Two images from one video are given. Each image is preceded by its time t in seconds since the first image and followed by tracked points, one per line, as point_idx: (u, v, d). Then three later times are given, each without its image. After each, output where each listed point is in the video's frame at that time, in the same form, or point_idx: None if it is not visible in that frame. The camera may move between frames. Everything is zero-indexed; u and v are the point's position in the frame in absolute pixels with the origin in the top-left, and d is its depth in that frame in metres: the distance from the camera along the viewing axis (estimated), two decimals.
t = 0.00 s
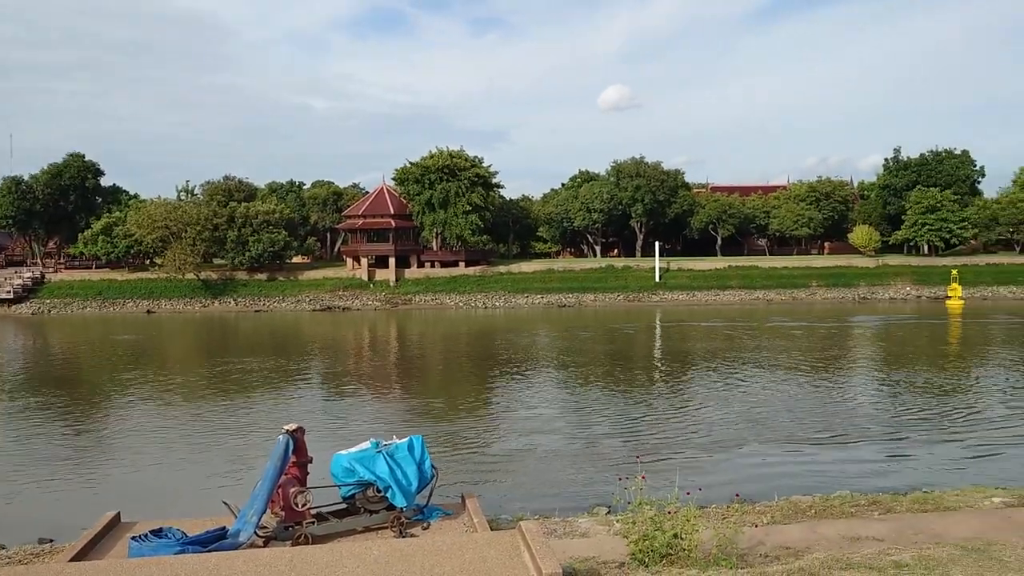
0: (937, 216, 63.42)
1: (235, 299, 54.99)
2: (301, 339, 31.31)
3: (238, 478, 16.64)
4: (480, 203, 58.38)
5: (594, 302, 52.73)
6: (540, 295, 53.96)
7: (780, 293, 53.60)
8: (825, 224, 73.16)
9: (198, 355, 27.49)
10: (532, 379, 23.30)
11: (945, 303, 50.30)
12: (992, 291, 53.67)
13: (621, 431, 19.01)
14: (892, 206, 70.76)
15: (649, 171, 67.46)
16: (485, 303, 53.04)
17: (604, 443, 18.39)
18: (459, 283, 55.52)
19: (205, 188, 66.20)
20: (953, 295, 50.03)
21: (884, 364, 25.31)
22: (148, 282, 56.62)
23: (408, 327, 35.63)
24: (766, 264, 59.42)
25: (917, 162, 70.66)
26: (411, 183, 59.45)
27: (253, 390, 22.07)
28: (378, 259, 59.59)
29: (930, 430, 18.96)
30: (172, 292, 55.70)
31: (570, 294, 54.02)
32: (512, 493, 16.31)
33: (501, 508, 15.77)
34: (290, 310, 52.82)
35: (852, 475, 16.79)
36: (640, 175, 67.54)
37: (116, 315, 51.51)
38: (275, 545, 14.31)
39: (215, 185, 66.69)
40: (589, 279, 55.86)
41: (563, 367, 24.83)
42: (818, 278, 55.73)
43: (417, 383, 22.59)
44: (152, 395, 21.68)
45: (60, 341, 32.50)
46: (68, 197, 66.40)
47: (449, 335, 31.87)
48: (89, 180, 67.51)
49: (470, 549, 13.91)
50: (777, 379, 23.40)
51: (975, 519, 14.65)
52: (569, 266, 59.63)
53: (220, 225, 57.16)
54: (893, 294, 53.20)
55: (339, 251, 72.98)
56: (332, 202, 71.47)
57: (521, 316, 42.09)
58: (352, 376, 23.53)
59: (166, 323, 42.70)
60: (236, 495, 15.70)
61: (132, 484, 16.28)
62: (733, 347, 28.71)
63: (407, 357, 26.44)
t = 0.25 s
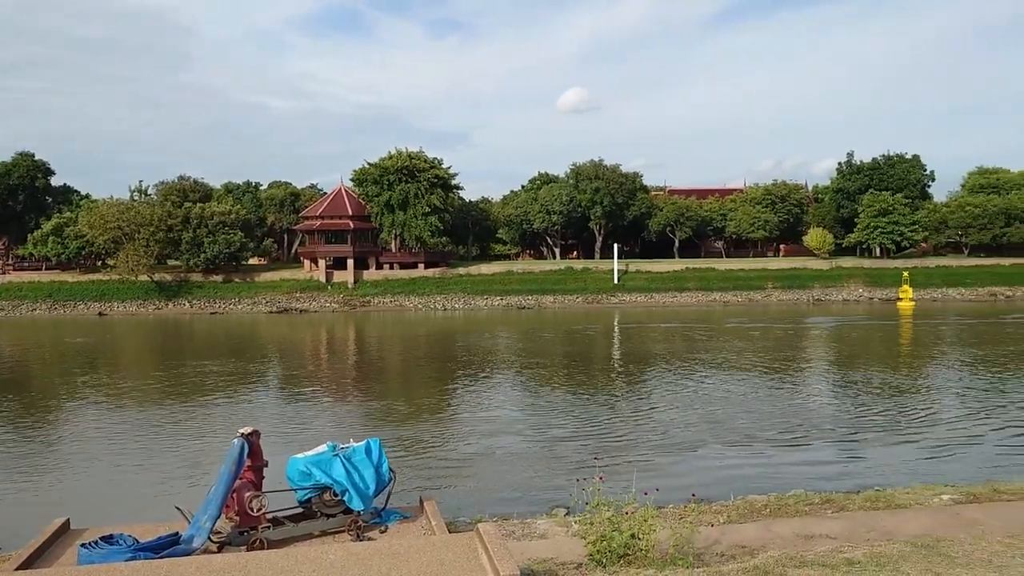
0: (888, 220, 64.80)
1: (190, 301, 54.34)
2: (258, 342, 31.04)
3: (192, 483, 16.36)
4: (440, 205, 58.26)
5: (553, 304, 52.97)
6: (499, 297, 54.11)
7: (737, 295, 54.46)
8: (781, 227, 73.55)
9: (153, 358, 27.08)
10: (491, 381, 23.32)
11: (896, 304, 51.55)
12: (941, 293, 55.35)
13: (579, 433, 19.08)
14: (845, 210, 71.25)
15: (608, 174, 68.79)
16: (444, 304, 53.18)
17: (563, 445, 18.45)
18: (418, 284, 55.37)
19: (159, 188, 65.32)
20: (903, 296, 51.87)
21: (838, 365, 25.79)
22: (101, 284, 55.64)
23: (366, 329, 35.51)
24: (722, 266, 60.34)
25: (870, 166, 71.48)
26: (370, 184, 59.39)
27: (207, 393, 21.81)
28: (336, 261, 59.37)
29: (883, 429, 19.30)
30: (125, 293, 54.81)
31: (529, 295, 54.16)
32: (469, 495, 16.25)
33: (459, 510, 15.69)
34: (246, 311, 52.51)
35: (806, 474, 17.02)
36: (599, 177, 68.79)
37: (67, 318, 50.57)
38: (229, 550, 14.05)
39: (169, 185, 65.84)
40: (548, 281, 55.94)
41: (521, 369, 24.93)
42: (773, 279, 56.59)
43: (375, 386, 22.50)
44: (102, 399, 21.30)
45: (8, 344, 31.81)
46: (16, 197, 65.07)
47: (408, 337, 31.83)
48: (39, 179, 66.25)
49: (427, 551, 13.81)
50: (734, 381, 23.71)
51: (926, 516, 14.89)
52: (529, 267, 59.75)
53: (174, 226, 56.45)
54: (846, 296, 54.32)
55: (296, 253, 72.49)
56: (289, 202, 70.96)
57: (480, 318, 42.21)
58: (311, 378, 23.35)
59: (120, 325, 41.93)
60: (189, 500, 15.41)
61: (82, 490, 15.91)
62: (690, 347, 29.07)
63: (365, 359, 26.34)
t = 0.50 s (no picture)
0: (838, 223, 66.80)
1: (139, 304, 53.36)
2: (210, 345, 30.58)
3: (139, 489, 15.99)
4: (395, 207, 57.97)
5: (508, 307, 53.16)
6: (454, 300, 54.19)
7: (690, 297, 55.37)
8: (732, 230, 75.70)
9: (99, 362, 26.45)
10: (445, 385, 23.25)
11: (843, 307, 52.87)
12: (886, 294, 57.72)
13: (534, 436, 19.09)
14: (795, 214, 73.59)
15: (563, 177, 68.84)
16: (399, 308, 53.17)
17: (518, 448, 18.44)
18: (373, 287, 55.21)
19: (106, 189, 64.05)
20: (850, 300, 52.89)
21: (789, 366, 26.25)
22: (47, 286, 54.27)
23: (319, 332, 35.24)
24: (676, 269, 61.15)
25: (818, 172, 74.29)
26: (323, 186, 58.83)
27: (156, 398, 21.40)
28: (289, 263, 58.91)
29: (833, 431, 19.66)
30: (71, 296, 53.54)
31: (484, 298, 54.25)
32: (422, 499, 16.16)
33: (413, 514, 15.57)
34: (198, 314, 51.68)
35: (758, 475, 17.24)
36: (554, 181, 68.78)
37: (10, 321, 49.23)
38: (177, 557, 13.74)
39: (117, 185, 64.61)
40: (502, 283, 56.28)
41: (477, 372, 24.92)
42: (725, 283, 57.75)
43: (329, 389, 22.32)
44: (45, 405, 20.76)
45: None
46: None
47: (363, 340, 31.65)
48: None
49: (380, 555, 13.69)
50: (688, 383, 23.98)
51: (872, 514, 15.18)
52: (485, 270, 59.79)
53: (123, 228, 55.37)
54: (796, 299, 55.52)
55: (248, 254, 71.63)
56: (241, 203, 70.00)
57: (435, 321, 42.26)
58: (263, 383, 23.04)
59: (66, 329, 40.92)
60: (136, 508, 15.05)
61: (23, 499, 15.45)
62: (644, 350, 29.39)
63: (319, 363, 26.10)
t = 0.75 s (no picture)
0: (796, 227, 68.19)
1: (95, 307, 52.41)
2: (168, 349, 30.17)
3: (92, 496, 15.69)
4: (357, 209, 58.17)
5: (471, 310, 53.17)
6: (416, 303, 54.07)
7: (651, 300, 55.86)
8: (693, 234, 76.25)
9: (52, 367, 25.92)
10: (408, 388, 23.16)
11: (801, 310, 53.69)
12: (845, 297, 58.85)
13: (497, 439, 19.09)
14: (755, 218, 74.74)
15: (526, 181, 68.80)
16: (359, 310, 52.56)
17: (481, 452, 18.42)
18: (335, 291, 54.99)
19: (61, 189, 62.86)
20: (809, 302, 53.04)
21: (749, 369, 26.57)
22: None
23: (280, 335, 34.99)
24: (638, 273, 61.71)
25: (777, 176, 74.98)
26: (284, 188, 58.50)
27: (111, 403, 21.03)
28: (249, 266, 58.46)
29: (792, 432, 19.94)
30: (25, 299, 52.42)
31: (447, 301, 54.26)
32: (383, 503, 16.06)
33: (373, 519, 15.47)
34: (154, 317, 50.84)
35: (718, 476, 17.40)
36: (517, 184, 68.73)
37: None
38: (132, 566, 13.45)
39: (72, 186, 63.51)
40: (464, 286, 56.58)
41: (441, 375, 24.88)
42: (686, 286, 58.58)
43: (289, 393, 22.14)
44: None
45: None
46: None
47: (324, 343, 31.50)
48: None
49: (340, 559, 13.55)
50: (651, 385, 24.16)
51: (828, 513, 15.38)
52: (447, 273, 59.91)
53: (78, 229, 54.43)
54: (756, 301, 56.39)
55: (207, 257, 70.79)
56: (199, 205, 69.04)
57: (397, 323, 42.16)
58: (222, 387, 22.78)
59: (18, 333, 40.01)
60: (90, 515, 14.74)
61: None
62: (606, 353, 29.60)
63: (279, 366, 25.89)
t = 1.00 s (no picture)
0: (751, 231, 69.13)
1: (45, 310, 51.26)
2: (120, 353, 29.66)
3: (40, 505, 15.30)
4: (314, 211, 57.64)
5: (430, 312, 53.09)
6: (375, 306, 53.83)
7: (610, 303, 56.27)
8: (650, 237, 76.58)
9: None
10: (367, 392, 23.04)
11: (757, 312, 54.43)
12: (800, 300, 59.76)
13: (456, 443, 19.07)
14: (711, 221, 75.32)
15: (485, 183, 68.23)
16: (316, 314, 52.24)
17: (440, 455, 18.38)
18: (292, 294, 54.54)
19: (9, 190, 61.46)
20: (765, 306, 53.74)
21: (708, 371, 26.87)
22: None
23: (236, 339, 34.63)
24: (597, 275, 62.16)
25: (734, 179, 75.99)
26: (241, 190, 57.56)
27: (60, 409, 20.60)
28: (204, 269, 57.74)
29: (749, 433, 20.22)
30: None
31: (406, 304, 54.15)
32: (340, 508, 15.94)
33: (330, 524, 15.32)
34: (107, 321, 49.93)
35: (676, 478, 17.55)
36: (477, 186, 68.27)
37: None
38: None
39: (21, 187, 62.13)
40: (424, 289, 56.59)
41: (401, 379, 24.80)
42: (644, 289, 59.11)
43: (246, 398, 21.91)
44: None
45: None
46: None
47: (281, 347, 31.23)
48: None
49: (296, 565, 13.37)
50: (611, 388, 24.32)
51: (783, 513, 15.56)
52: (407, 275, 59.80)
53: (27, 231, 53.24)
54: (713, 304, 57.19)
55: (161, 260, 69.72)
56: (153, 207, 67.82)
57: (356, 327, 42.01)
58: (177, 392, 22.46)
59: None
60: (37, 524, 14.34)
61: None
62: (566, 355, 29.73)
63: (235, 371, 25.61)
